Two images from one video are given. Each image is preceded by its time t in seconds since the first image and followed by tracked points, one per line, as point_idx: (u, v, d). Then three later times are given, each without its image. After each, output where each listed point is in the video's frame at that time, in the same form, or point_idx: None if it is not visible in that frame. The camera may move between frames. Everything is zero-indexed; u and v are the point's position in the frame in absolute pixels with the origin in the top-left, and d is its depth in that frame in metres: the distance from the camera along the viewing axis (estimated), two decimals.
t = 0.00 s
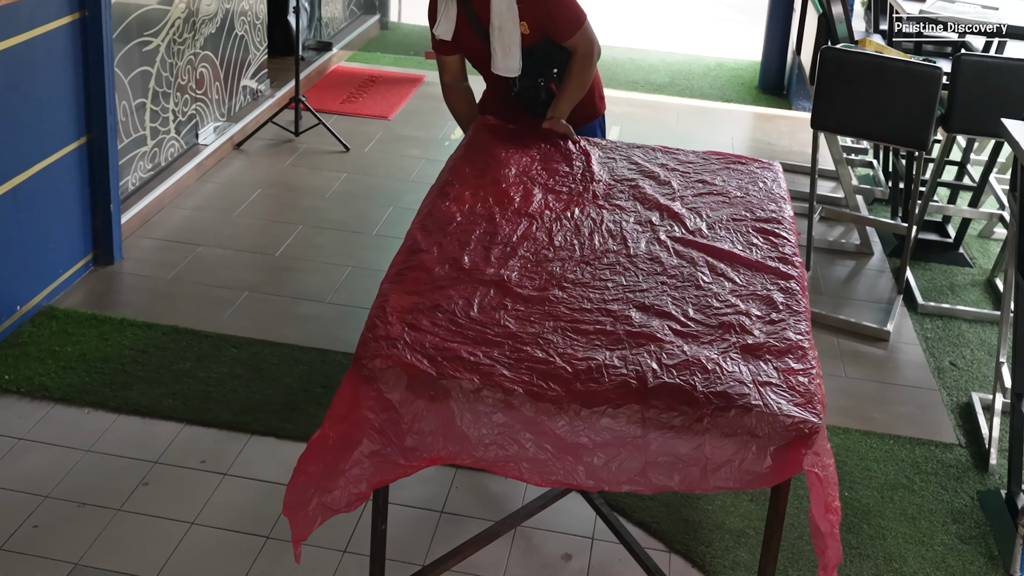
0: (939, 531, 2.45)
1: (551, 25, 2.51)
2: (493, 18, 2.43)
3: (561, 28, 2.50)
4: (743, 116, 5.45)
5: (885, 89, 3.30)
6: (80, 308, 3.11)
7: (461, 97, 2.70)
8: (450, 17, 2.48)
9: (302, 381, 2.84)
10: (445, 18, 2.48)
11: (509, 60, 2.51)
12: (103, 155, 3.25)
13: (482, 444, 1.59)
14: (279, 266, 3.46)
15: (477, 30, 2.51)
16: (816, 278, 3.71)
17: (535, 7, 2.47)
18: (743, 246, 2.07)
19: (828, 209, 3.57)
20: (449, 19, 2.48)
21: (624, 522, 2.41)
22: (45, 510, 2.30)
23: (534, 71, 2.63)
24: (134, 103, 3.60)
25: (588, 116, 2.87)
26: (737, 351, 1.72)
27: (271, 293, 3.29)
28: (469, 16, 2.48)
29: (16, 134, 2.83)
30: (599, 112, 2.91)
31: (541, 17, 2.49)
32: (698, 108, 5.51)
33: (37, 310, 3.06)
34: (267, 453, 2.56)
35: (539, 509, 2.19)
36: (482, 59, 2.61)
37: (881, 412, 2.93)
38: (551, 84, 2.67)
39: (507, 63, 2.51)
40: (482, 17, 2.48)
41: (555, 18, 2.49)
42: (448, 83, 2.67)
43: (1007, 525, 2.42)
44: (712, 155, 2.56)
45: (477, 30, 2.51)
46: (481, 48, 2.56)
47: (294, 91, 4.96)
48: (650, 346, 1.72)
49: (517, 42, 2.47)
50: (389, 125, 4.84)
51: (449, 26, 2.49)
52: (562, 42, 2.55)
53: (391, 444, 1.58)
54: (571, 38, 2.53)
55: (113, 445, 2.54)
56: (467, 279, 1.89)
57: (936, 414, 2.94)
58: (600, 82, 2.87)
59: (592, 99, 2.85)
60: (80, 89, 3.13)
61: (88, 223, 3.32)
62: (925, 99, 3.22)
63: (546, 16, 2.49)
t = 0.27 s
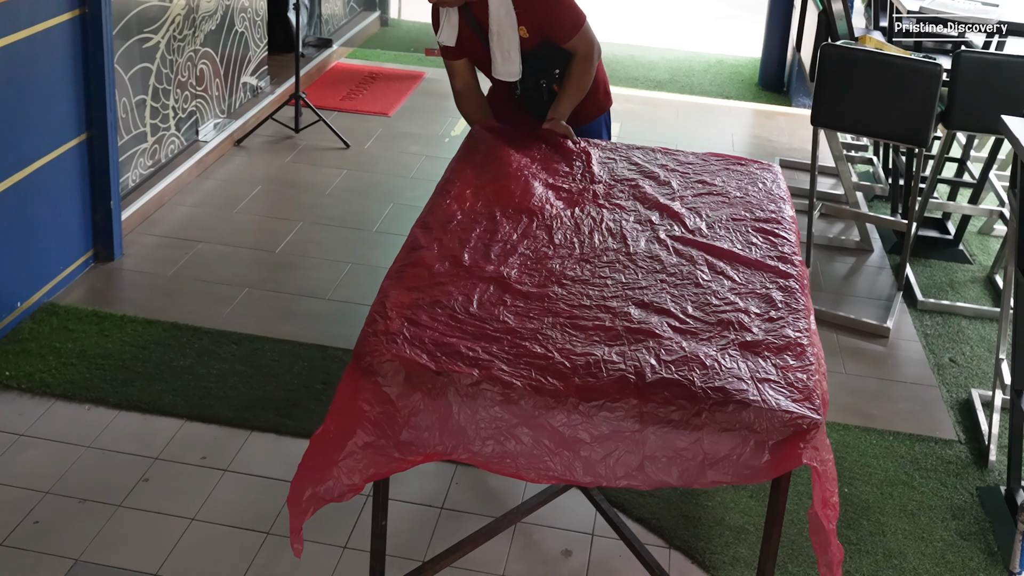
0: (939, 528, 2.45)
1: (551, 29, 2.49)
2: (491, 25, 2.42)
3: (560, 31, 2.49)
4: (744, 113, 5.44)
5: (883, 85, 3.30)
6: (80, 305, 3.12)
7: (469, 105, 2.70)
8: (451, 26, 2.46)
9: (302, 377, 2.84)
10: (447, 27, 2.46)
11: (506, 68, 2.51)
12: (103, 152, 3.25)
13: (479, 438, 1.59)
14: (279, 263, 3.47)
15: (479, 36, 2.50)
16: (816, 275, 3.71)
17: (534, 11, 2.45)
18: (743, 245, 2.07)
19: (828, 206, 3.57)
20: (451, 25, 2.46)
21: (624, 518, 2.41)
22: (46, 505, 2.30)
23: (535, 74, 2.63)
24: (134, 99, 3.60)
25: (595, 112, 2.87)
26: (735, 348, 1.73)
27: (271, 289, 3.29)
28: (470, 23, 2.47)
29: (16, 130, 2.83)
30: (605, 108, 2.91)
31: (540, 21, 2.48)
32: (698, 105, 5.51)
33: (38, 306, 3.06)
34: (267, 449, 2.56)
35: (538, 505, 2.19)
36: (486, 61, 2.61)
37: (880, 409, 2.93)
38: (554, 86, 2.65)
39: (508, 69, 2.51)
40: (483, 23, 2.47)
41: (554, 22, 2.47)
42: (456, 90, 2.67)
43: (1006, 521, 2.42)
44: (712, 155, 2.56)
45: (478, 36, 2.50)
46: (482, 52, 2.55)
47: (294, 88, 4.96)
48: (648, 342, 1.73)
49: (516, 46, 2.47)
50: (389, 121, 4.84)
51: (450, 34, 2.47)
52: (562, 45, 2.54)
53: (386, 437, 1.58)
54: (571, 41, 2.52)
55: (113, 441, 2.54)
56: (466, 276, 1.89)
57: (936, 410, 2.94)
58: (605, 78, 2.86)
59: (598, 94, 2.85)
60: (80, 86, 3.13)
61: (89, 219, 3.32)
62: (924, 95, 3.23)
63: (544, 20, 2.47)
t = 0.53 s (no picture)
0: (938, 524, 2.45)
1: (551, 28, 2.48)
2: (489, 32, 2.40)
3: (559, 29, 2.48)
4: (744, 110, 5.44)
5: (884, 83, 3.30)
6: (81, 302, 3.12)
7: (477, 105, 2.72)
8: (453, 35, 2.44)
9: (302, 374, 2.85)
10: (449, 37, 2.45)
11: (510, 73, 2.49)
12: (103, 149, 3.25)
13: (478, 434, 1.59)
14: (279, 260, 3.47)
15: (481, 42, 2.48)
16: (816, 272, 3.71)
17: (533, 13, 2.43)
18: (743, 240, 2.07)
19: (828, 203, 3.57)
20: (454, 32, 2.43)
21: (625, 515, 2.41)
22: (46, 502, 2.30)
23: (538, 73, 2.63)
24: (134, 96, 3.59)
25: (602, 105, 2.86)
26: (735, 344, 1.73)
27: (271, 286, 3.29)
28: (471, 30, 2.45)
29: (16, 128, 2.83)
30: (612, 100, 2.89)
31: (539, 21, 2.46)
32: (698, 102, 5.51)
33: (38, 304, 3.06)
34: (268, 446, 2.56)
35: (538, 502, 2.19)
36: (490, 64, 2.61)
37: (880, 405, 2.94)
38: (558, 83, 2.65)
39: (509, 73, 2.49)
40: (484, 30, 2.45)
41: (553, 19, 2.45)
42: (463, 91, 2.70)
43: (1006, 519, 2.43)
44: (712, 150, 2.56)
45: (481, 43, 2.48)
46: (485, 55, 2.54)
47: (294, 85, 4.96)
48: (648, 338, 1.73)
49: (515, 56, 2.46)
50: (389, 118, 4.84)
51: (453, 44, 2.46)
52: (561, 42, 2.53)
53: (384, 432, 1.58)
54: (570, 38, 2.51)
55: (114, 438, 2.54)
56: (466, 272, 1.89)
57: (936, 407, 2.95)
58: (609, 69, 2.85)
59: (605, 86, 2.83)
60: (80, 83, 3.14)
61: (89, 216, 3.32)
62: (924, 94, 3.22)
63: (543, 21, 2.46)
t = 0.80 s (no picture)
0: (938, 521, 2.46)
1: (541, 36, 2.45)
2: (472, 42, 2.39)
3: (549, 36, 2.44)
4: (744, 107, 5.44)
5: (884, 80, 3.30)
6: (81, 299, 3.12)
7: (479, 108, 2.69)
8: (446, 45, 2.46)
9: (302, 371, 2.85)
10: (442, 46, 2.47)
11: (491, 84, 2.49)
12: (103, 146, 3.25)
13: (474, 427, 1.59)
14: (279, 257, 3.47)
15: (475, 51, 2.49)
16: (816, 269, 3.72)
17: (520, 21, 2.41)
18: (740, 246, 2.06)
19: (828, 201, 3.57)
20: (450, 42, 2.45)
21: (624, 511, 2.41)
22: (47, 499, 2.31)
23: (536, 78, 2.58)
24: (134, 94, 3.60)
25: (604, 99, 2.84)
26: (731, 342, 1.73)
27: (271, 283, 3.30)
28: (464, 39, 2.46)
29: (16, 125, 2.83)
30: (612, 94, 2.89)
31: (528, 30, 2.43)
32: (698, 99, 5.51)
33: (39, 301, 3.06)
34: (267, 442, 2.57)
35: (537, 499, 2.19)
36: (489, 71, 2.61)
37: (880, 402, 2.94)
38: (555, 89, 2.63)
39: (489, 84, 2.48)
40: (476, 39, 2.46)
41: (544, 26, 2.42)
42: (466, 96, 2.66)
43: (1005, 515, 2.43)
44: (709, 164, 2.53)
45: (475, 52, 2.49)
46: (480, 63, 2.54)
47: (294, 83, 4.96)
48: (645, 335, 1.73)
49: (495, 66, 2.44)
50: (389, 116, 4.84)
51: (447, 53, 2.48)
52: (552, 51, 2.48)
53: (379, 418, 1.60)
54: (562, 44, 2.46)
55: (114, 435, 2.54)
56: (465, 271, 1.89)
57: (935, 404, 2.95)
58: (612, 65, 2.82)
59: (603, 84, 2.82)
60: (80, 80, 3.14)
61: (90, 213, 3.32)
62: (924, 91, 3.22)
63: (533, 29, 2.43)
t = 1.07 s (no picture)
0: (938, 518, 2.46)
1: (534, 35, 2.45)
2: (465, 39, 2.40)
3: (542, 34, 2.45)
4: (744, 104, 5.44)
5: (884, 78, 3.31)
6: (81, 296, 3.12)
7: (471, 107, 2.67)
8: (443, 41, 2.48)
9: (302, 367, 2.85)
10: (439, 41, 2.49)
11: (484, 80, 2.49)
12: (103, 144, 3.25)
13: (473, 423, 1.60)
14: (279, 254, 3.47)
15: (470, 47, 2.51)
16: (816, 266, 3.72)
17: (515, 20, 2.43)
18: (740, 246, 2.06)
19: (828, 198, 3.57)
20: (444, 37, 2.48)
21: (624, 508, 2.42)
22: (47, 496, 2.31)
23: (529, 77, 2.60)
24: (134, 91, 3.60)
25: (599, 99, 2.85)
26: (730, 339, 1.73)
27: (271, 280, 3.30)
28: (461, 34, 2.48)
29: (16, 122, 2.83)
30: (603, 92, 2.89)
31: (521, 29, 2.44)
32: (698, 96, 5.51)
33: (39, 298, 3.06)
34: (268, 439, 2.57)
35: (538, 496, 2.19)
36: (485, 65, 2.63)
37: (880, 399, 2.94)
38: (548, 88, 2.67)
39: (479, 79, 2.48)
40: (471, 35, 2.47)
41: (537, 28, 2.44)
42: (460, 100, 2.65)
43: (1004, 512, 2.43)
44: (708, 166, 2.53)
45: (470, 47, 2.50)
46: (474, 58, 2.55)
47: (294, 80, 4.95)
48: (644, 333, 1.73)
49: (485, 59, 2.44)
50: (389, 113, 4.84)
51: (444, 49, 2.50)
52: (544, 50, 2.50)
53: (379, 413, 1.60)
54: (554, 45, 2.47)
55: (115, 432, 2.55)
56: (465, 270, 1.89)
57: (935, 401, 2.95)
58: (608, 64, 2.82)
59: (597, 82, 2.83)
60: (80, 77, 3.14)
61: (90, 210, 3.32)
62: (924, 89, 3.23)
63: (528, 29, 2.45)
